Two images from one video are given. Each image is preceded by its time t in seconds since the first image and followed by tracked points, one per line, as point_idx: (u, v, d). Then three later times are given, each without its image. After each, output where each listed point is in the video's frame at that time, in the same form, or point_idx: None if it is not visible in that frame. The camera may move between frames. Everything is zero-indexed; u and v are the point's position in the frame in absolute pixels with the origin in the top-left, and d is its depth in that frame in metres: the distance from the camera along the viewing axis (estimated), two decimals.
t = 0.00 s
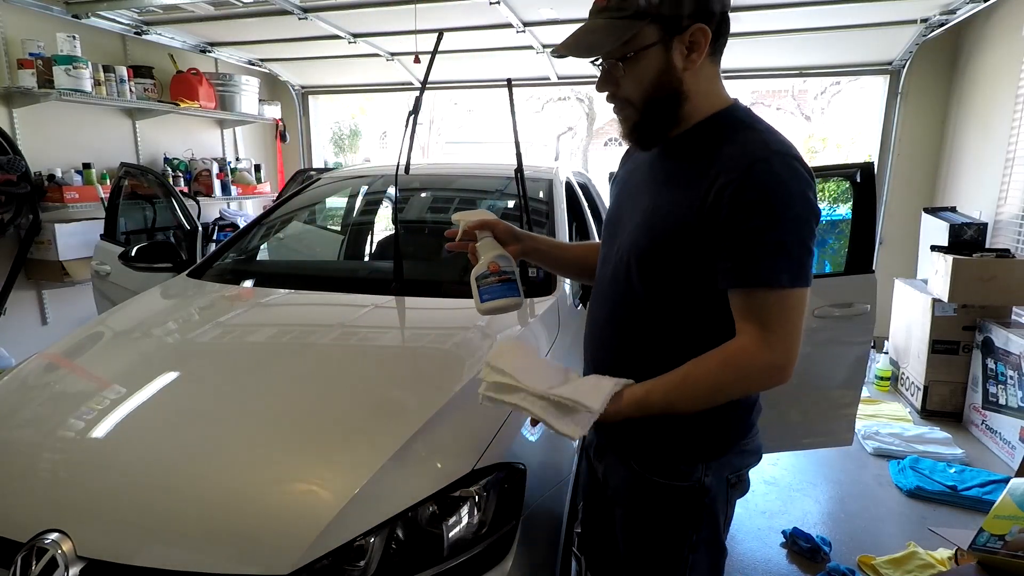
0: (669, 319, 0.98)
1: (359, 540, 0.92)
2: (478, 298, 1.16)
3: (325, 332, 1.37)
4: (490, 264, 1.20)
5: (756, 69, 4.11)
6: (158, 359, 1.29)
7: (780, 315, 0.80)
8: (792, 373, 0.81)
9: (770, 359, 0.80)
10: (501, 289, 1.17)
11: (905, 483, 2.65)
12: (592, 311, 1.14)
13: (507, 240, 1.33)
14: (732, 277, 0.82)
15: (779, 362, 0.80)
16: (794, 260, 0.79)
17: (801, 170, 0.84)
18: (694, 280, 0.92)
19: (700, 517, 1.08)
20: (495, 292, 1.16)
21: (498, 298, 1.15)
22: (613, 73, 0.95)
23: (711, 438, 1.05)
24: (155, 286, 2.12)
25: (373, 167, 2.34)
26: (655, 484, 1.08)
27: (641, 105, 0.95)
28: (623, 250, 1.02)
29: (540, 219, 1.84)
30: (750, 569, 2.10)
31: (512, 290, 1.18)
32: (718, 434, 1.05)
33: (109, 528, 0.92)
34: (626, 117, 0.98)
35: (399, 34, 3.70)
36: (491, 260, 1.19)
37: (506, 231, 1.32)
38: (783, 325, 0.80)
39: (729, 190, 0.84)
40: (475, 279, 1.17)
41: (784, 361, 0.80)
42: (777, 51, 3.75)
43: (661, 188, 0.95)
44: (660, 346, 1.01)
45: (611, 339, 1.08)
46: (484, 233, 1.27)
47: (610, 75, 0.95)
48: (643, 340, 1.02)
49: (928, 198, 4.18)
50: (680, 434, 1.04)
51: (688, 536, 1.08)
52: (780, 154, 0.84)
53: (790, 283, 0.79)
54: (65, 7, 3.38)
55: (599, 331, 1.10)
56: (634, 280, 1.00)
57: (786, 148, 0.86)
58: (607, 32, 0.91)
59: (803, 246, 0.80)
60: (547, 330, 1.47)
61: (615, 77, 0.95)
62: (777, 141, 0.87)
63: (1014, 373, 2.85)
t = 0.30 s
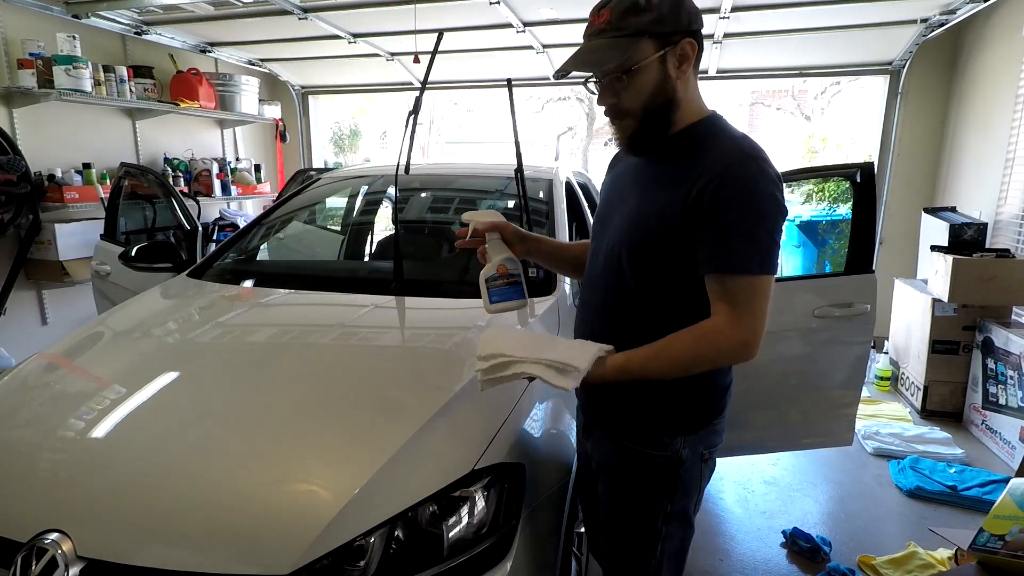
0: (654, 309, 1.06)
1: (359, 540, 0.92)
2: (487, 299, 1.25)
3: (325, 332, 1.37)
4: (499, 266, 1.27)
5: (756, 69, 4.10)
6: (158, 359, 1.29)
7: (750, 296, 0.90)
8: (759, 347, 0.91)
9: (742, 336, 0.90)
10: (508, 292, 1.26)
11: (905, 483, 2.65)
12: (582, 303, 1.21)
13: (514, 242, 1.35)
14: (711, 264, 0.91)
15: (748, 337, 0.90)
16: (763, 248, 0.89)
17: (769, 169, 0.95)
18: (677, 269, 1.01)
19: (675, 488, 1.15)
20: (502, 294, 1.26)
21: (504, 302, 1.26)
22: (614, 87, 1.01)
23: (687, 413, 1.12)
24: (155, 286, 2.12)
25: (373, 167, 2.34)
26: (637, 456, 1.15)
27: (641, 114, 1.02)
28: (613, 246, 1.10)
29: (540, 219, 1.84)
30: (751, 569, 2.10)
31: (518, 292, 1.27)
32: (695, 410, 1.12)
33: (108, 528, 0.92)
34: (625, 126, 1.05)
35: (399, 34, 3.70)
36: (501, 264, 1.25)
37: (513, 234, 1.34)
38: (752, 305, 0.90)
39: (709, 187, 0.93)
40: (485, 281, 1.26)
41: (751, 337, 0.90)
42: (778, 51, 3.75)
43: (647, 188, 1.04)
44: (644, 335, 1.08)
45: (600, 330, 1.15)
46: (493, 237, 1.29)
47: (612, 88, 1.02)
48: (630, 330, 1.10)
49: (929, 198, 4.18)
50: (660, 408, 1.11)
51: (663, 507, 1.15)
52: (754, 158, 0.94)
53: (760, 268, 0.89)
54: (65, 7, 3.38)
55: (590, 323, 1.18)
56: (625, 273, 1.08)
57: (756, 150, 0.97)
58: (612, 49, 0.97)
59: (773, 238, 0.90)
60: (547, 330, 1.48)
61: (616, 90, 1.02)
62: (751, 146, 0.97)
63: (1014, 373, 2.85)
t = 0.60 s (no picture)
0: (654, 307, 1.06)
1: (359, 540, 0.92)
2: (498, 308, 1.19)
3: (326, 332, 1.37)
4: (507, 276, 1.23)
5: (756, 69, 4.10)
6: (158, 359, 1.29)
7: (750, 280, 0.92)
8: (761, 330, 0.93)
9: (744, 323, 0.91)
10: (519, 301, 1.21)
11: (905, 483, 2.66)
12: (581, 305, 1.22)
13: (518, 251, 1.36)
14: (711, 254, 0.93)
15: (751, 321, 0.92)
16: (759, 235, 0.92)
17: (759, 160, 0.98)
18: (677, 265, 1.02)
19: (672, 476, 1.15)
20: (513, 303, 1.20)
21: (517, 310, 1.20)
22: (609, 96, 1.02)
23: (687, 402, 1.12)
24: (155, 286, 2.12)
25: (373, 167, 2.34)
26: (635, 442, 1.15)
27: (635, 120, 1.03)
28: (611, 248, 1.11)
29: (540, 219, 1.85)
30: (751, 569, 2.10)
31: (529, 300, 1.23)
32: (695, 400, 1.13)
33: (107, 529, 0.92)
34: (621, 133, 1.05)
35: (399, 34, 3.70)
36: (508, 272, 1.22)
37: (517, 243, 1.35)
38: (752, 290, 0.92)
39: (705, 182, 0.96)
40: (494, 291, 1.21)
41: (754, 320, 0.92)
42: (778, 51, 3.75)
43: (643, 190, 1.05)
44: (645, 334, 1.09)
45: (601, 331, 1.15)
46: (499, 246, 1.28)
47: (607, 96, 1.02)
48: (631, 330, 1.11)
49: (929, 198, 4.18)
50: (660, 395, 1.12)
51: (659, 494, 1.15)
52: (745, 153, 0.97)
53: (758, 254, 0.91)
54: (65, 7, 3.38)
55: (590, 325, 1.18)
56: (625, 274, 1.09)
57: (746, 145, 1.00)
58: (606, 59, 0.98)
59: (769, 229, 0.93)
60: (547, 330, 1.47)
61: (610, 99, 1.02)
62: (742, 141, 0.99)
63: (1014, 373, 2.85)
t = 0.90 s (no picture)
0: (654, 306, 1.05)
1: (359, 540, 0.92)
2: (504, 326, 1.12)
3: (325, 332, 1.37)
4: (509, 291, 1.14)
5: (756, 69, 4.10)
6: (158, 359, 1.29)
7: (751, 273, 0.90)
8: (767, 322, 0.91)
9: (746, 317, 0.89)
10: (526, 317, 1.13)
11: (905, 483, 2.65)
12: (582, 308, 1.21)
13: (519, 264, 1.36)
14: (708, 249, 0.91)
15: (756, 313, 0.90)
16: (753, 226, 0.90)
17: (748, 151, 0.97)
18: (674, 263, 1.01)
19: (674, 479, 1.15)
20: (519, 319, 1.12)
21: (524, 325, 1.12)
22: (593, 91, 1.01)
23: (688, 405, 1.12)
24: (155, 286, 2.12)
25: (373, 167, 2.35)
26: (638, 447, 1.15)
27: (621, 116, 1.02)
28: (608, 250, 1.10)
29: (540, 219, 1.85)
30: (751, 569, 2.10)
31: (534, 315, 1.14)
32: (696, 403, 1.12)
33: (107, 529, 0.92)
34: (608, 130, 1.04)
35: (399, 34, 3.69)
36: (511, 287, 1.13)
37: (518, 257, 1.35)
38: (755, 282, 0.90)
39: (696, 177, 0.95)
40: (497, 308, 1.13)
41: (759, 312, 0.90)
42: (778, 51, 3.75)
43: (637, 189, 1.04)
44: (647, 334, 1.07)
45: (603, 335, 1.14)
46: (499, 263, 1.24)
47: (591, 92, 1.01)
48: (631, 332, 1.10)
49: (929, 198, 4.18)
50: (662, 398, 1.12)
51: (660, 497, 1.15)
52: (735, 146, 0.96)
53: (755, 245, 0.90)
54: (65, 7, 3.38)
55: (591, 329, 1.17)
56: (623, 276, 1.08)
57: (734, 137, 0.99)
58: (588, 54, 0.97)
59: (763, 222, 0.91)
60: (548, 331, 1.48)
61: (595, 96, 1.01)
62: (731, 136, 0.99)
63: (1014, 373, 2.85)
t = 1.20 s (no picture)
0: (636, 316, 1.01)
1: (359, 540, 0.92)
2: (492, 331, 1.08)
3: (325, 332, 1.37)
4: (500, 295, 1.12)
5: (756, 69, 4.10)
6: (158, 359, 1.29)
7: (733, 284, 0.84)
8: (751, 338, 0.85)
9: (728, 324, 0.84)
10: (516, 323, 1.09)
11: (905, 483, 2.65)
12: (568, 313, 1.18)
13: (512, 270, 1.34)
14: (687, 257, 0.86)
15: (738, 327, 0.84)
16: (735, 235, 0.84)
17: (735, 154, 0.90)
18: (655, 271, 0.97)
19: (661, 498, 1.12)
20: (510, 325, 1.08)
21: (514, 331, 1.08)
22: (566, 88, 0.98)
23: (675, 420, 1.09)
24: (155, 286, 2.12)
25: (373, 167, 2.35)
26: (623, 466, 1.12)
27: (598, 113, 0.99)
28: (591, 253, 1.07)
29: (540, 219, 1.85)
30: (751, 569, 2.10)
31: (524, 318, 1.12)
32: (684, 417, 1.09)
33: (107, 529, 0.92)
34: (583, 129, 1.01)
35: (399, 34, 3.69)
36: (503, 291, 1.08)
37: (509, 261, 1.34)
38: (738, 294, 0.84)
39: (675, 179, 0.90)
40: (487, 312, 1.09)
41: (741, 326, 0.84)
42: (778, 51, 3.75)
43: (620, 189, 1.01)
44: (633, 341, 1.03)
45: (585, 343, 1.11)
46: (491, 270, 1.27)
47: (564, 88, 0.98)
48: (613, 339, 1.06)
49: (928, 198, 4.18)
50: (647, 414, 1.09)
51: (648, 516, 1.12)
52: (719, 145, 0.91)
53: (736, 256, 0.84)
54: (65, 7, 3.38)
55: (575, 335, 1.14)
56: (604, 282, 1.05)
57: (720, 139, 0.93)
58: (561, 48, 0.94)
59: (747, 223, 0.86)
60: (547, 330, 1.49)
61: (568, 92, 0.98)
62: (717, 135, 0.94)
63: (1014, 373, 2.85)
